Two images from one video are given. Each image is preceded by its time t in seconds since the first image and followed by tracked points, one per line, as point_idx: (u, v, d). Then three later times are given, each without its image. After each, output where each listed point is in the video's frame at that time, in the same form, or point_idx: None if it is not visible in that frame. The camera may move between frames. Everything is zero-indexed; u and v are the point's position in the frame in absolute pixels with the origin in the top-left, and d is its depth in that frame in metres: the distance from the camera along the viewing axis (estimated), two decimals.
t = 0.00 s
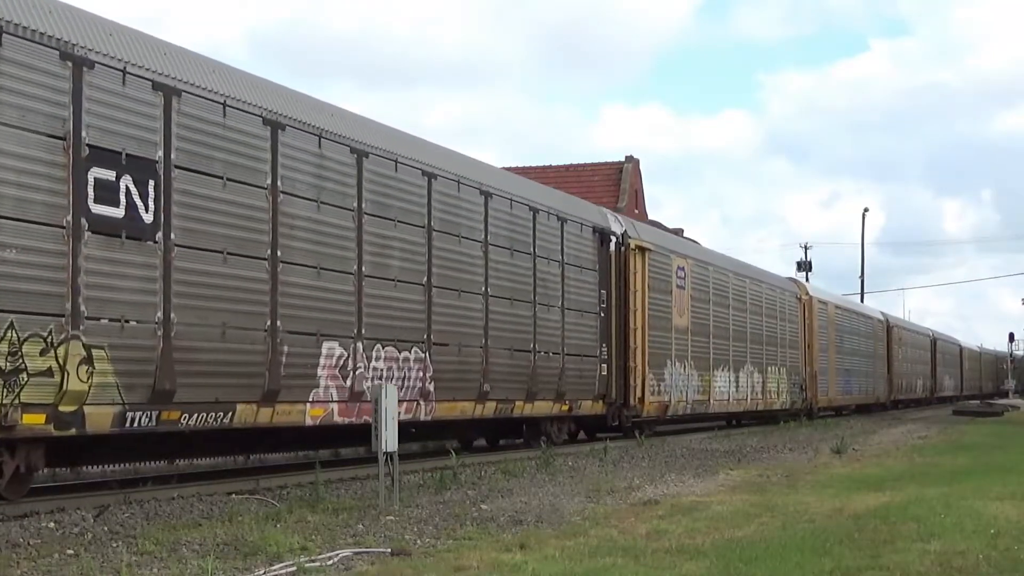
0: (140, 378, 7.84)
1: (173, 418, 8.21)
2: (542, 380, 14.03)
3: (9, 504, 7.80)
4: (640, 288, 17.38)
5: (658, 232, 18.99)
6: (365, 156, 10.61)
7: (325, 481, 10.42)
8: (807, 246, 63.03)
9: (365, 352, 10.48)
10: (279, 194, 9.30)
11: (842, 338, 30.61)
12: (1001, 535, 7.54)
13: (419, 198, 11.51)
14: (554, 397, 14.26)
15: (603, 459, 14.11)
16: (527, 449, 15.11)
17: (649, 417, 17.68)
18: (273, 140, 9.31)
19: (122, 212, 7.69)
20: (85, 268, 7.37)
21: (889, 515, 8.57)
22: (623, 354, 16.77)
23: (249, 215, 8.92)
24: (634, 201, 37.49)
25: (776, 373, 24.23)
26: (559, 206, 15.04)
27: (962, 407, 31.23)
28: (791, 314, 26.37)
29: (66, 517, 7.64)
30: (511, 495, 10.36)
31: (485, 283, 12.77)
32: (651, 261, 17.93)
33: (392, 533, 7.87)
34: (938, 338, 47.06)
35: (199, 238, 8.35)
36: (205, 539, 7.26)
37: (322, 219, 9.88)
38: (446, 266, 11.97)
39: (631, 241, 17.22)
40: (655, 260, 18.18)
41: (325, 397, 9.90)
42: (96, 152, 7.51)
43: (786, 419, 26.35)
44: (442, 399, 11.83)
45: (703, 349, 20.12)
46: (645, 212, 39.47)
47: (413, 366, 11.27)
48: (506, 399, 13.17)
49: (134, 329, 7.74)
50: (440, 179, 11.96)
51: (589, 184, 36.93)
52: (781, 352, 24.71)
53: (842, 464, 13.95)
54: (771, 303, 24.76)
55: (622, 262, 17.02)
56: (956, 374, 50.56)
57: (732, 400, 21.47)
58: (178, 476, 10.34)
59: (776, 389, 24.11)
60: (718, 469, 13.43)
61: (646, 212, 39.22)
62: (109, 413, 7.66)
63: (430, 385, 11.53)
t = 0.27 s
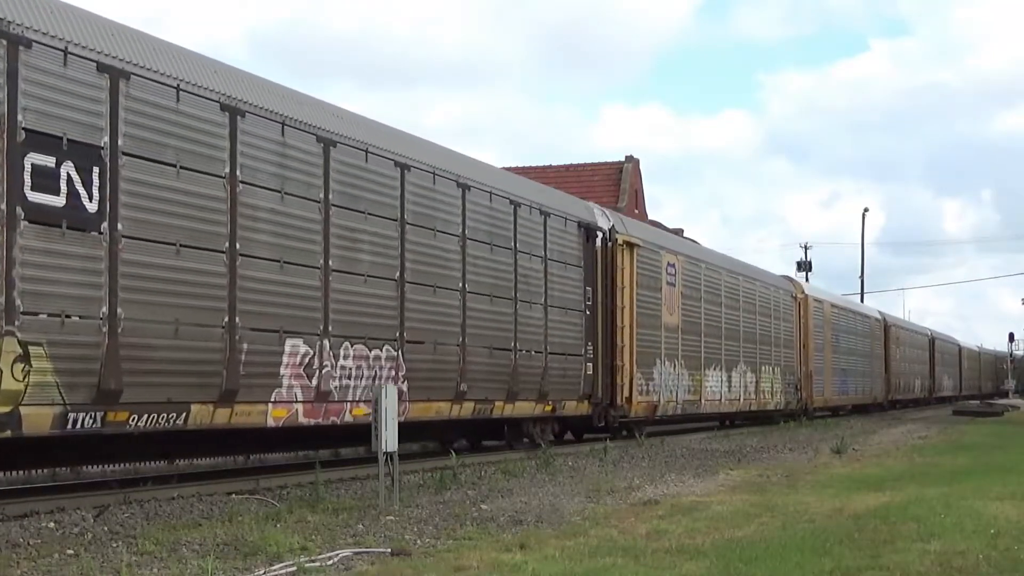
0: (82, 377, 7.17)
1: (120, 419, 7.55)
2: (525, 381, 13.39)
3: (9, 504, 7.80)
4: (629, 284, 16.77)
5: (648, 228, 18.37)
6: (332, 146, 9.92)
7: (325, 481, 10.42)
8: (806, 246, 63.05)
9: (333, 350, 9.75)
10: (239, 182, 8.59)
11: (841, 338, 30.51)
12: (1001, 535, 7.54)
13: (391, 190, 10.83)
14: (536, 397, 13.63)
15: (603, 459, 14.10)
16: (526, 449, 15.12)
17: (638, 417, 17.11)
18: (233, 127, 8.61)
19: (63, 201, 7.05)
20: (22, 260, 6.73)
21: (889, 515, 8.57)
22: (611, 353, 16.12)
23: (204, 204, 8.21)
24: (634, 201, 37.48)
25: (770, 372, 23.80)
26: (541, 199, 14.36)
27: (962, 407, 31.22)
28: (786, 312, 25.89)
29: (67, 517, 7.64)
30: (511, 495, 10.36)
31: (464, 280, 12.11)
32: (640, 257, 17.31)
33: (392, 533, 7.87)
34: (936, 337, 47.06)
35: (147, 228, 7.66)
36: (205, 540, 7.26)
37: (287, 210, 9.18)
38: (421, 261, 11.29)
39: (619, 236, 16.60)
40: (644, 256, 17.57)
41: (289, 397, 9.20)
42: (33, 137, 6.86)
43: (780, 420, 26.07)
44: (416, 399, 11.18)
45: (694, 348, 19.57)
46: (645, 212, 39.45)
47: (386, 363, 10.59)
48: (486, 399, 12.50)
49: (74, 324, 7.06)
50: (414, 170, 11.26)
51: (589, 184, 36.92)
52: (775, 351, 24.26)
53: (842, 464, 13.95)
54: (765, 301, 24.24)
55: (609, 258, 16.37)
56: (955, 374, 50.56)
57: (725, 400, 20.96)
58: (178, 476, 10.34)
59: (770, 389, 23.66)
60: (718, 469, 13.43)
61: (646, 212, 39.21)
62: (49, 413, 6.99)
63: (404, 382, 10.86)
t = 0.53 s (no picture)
0: (18, 376, 6.83)
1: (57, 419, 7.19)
2: (505, 381, 12.97)
3: (9, 504, 7.79)
4: (615, 280, 16.34)
5: (637, 223, 17.96)
6: (297, 134, 9.54)
7: (325, 481, 10.42)
8: (806, 246, 63.04)
9: (297, 348, 9.37)
10: (191, 171, 8.24)
11: (840, 338, 30.41)
12: (1001, 535, 7.54)
13: (360, 181, 10.40)
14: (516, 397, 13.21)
15: (603, 459, 14.10)
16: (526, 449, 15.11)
17: (626, 417, 16.72)
18: (187, 113, 8.28)
19: None
20: None
21: (889, 515, 8.56)
22: (596, 352, 15.69)
23: (155, 193, 7.87)
24: (634, 201, 37.45)
25: (764, 372, 23.47)
26: (523, 193, 13.95)
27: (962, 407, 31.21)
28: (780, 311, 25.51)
29: (66, 517, 7.63)
30: (511, 495, 10.36)
31: (439, 275, 11.71)
32: (628, 252, 16.89)
33: (392, 533, 7.86)
34: (936, 338, 47.06)
35: (107, 222, 7.44)
36: (205, 540, 7.26)
37: (247, 200, 8.81)
38: (394, 255, 10.89)
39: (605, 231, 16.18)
40: (632, 252, 17.15)
41: (248, 398, 8.85)
42: None
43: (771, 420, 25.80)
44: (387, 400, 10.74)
45: (684, 346, 19.15)
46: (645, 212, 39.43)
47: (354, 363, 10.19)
48: (461, 399, 12.07)
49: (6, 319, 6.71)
50: (386, 160, 10.88)
51: (589, 184, 36.91)
52: (769, 350, 23.90)
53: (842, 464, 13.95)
54: (759, 299, 23.84)
55: (595, 254, 15.96)
56: (954, 374, 50.54)
57: (717, 399, 20.61)
58: (178, 476, 10.33)
59: (764, 389, 23.31)
60: (718, 469, 13.42)
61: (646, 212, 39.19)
62: None
63: (374, 380, 10.48)
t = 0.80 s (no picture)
0: None
1: None
2: (485, 381, 12.51)
3: (8, 504, 7.79)
4: (602, 277, 15.85)
5: (625, 219, 17.47)
6: (258, 121, 9.05)
7: (325, 481, 10.42)
8: (806, 246, 63.01)
9: (259, 346, 8.87)
10: (142, 159, 7.77)
11: (838, 337, 30.27)
12: (1001, 535, 7.54)
13: (328, 171, 9.90)
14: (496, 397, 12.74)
15: (603, 459, 14.09)
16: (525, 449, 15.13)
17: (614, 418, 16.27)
18: (136, 98, 7.82)
19: None
20: None
21: (889, 515, 8.57)
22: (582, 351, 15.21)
23: (101, 182, 7.41)
24: (634, 201, 37.43)
25: (758, 371, 23.14)
26: (503, 186, 13.41)
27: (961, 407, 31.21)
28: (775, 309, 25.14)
29: (66, 517, 7.63)
30: (511, 495, 10.36)
31: (415, 270, 11.18)
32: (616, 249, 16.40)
33: (392, 533, 7.86)
34: (935, 338, 47.08)
35: (103, 220, 7.40)
36: (204, 540, 7.25)
37: (201, 190, 8.31)
38: (365, 249, 10.36)
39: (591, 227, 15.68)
40: (620, 248, 16.66)
41: (204, 398, 8.37)
42: None
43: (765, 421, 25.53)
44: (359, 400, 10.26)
45: (674, 345, 18.70)
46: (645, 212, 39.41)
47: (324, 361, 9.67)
48: (437, 399, 11.58)
49: None
50: (355, 150, 10.34)
51: (589, 184, 36.90)
52: (763, 349, 23.54)
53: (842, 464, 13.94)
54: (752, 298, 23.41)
55: (580, 250, 15.43)
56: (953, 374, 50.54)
57: (708, 399, 20.21)
58: (178, 476, 10.34)
59: (757, 389, 22.98)
60: (718, 469, 13.41)
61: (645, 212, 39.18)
62: None
63: (343, 380, 9.95)
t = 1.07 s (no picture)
0: None
1: None
2: (464, 381, 12.05)
3: (8, 504, 7.79)
4: (587, 273, 15.36)
5: (612, 214, 16.98)
6: (214, 107, 8.55)
7: (325, 481, 10.42)
8: (806, 246, 62.97)
9: (216, 343, 8.41)
10: (86, 143, 7.33)
11: (835, 337, 30.14)
12: (1002, 535, 7.54)
13: (292, 160, 9.42)
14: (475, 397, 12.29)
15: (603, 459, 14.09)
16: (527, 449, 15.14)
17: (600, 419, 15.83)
18: (78, 80, 7.36)
19: None
20: None
21: (889, 515, 8.56)
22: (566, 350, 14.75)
23: (39, 169, 6.97)
24: (634, 201, 37.42)
25: (751, 371, 22.80)
26: (481, 178, 12.91)
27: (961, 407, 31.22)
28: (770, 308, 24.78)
29: (66, 517, 7.63)
30: (511, 495, 10.35)
31: (386, 265, 10.69)
32: (602, 245, 15.91)
33: (392, 533, 7.86)
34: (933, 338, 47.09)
35: (101, 220, 7.41)
36: (204, 540, 7.25)
37: (150, 178, 7.86)
38: (333, 241, 9.87)
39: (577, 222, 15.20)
40: (607, 244, 16.18)
41: (156, 399, 7.91)
42: None
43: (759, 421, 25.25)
44: (327, 400, 9.80)
45: (663, 344, 18.25)
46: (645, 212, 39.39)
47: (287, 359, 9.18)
48: (410, 399, 11.09)
49: None
50: (321, 138, 9.85)
51: (588, 184, 36.88)
52: (756, 348, 23.19)
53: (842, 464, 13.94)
54: (744, 296, 23.01)
55: (565, 246, 14.95)
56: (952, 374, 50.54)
57: (699, 399, 19.81)
58: (178, 476, 10.34)
59: (750, 388, 22.64)
60: (718, 469, 13.41)
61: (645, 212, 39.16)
62: None
63: (308, 378, 9.44)
